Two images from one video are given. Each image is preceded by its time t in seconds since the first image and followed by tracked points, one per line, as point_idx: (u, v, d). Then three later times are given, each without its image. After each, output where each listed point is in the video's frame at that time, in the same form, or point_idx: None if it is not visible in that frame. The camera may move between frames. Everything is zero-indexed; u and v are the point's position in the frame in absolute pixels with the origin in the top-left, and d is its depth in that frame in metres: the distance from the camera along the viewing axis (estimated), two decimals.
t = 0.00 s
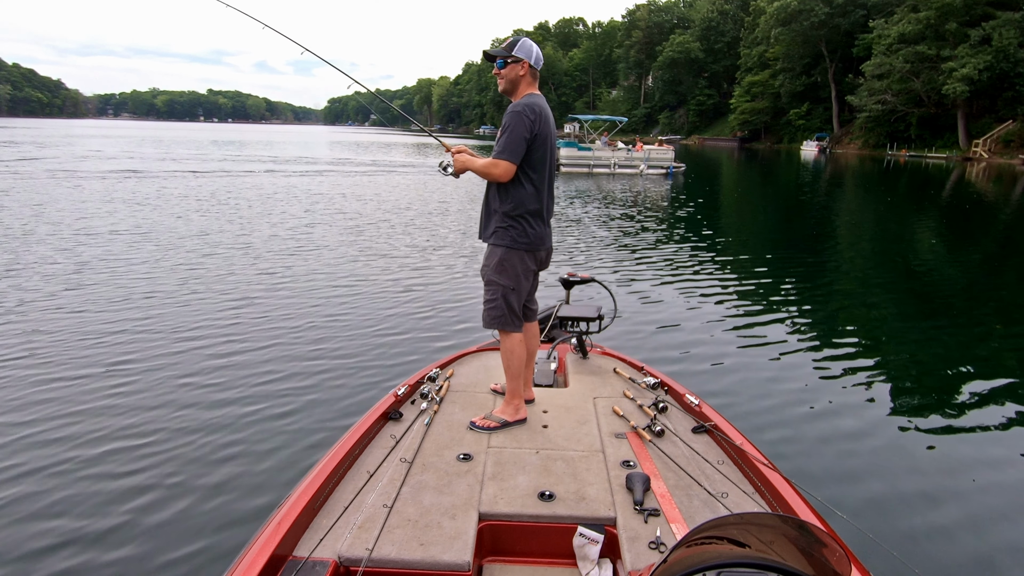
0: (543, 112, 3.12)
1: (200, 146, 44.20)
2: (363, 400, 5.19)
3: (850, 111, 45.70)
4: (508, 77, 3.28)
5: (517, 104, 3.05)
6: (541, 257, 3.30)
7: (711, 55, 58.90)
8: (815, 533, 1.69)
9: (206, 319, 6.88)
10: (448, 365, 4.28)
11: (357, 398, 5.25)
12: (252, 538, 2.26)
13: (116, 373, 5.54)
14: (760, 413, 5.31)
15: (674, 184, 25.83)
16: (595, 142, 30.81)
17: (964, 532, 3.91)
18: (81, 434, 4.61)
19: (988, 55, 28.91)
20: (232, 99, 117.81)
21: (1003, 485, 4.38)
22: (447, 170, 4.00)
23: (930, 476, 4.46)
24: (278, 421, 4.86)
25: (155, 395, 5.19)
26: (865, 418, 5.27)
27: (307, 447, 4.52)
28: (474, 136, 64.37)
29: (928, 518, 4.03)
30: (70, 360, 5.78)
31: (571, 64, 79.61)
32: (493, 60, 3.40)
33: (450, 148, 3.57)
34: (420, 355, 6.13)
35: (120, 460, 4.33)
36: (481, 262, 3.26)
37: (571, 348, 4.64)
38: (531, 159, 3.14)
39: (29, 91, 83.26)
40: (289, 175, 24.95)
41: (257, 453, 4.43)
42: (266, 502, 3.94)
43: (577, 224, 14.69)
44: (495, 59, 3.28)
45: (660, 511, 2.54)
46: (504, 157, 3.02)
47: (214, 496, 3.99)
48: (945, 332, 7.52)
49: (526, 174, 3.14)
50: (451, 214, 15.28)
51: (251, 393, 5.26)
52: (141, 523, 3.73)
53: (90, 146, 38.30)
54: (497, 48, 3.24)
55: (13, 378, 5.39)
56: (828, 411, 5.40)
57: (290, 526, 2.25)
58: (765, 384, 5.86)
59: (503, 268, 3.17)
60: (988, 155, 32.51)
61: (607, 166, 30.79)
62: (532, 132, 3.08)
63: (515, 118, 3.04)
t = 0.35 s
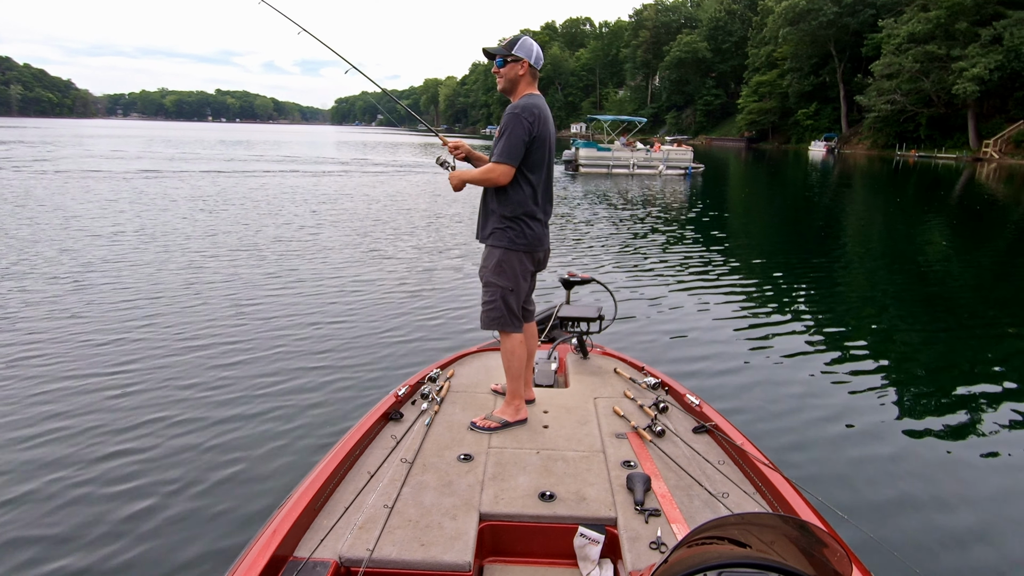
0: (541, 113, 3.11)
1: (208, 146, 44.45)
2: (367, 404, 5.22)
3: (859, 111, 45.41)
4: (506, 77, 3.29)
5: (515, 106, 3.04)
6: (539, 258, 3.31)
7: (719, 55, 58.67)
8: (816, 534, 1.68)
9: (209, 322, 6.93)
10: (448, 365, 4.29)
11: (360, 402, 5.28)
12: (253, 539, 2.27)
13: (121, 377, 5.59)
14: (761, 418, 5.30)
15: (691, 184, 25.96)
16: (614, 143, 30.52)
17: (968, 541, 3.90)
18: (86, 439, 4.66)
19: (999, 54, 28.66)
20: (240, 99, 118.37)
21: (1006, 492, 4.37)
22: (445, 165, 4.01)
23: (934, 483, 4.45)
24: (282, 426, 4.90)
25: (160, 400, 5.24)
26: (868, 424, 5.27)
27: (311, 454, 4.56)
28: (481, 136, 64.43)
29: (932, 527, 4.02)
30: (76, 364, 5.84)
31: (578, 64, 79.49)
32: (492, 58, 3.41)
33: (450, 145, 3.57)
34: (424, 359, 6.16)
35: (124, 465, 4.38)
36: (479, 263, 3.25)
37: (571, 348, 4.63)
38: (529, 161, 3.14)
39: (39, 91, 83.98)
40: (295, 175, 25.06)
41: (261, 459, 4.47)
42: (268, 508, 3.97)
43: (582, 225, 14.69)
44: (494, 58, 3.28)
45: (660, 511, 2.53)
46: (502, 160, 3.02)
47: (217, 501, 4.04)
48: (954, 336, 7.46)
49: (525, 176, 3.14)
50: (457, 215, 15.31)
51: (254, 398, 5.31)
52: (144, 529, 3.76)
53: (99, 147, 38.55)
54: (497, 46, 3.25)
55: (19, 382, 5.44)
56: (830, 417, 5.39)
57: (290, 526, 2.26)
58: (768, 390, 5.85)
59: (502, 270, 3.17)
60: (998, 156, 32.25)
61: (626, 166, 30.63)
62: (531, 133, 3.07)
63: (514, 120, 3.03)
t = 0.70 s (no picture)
0: (539, 114, 3.09)
1: (215, 145, 44.62)
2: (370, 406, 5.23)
3: (868, 111, 45.15)
4: (504, 75, 3.29)
5: (512, 106, 3.03)
6: (536, 260, 3.30)
7: (727, 55, 58.43)
8: (816, 533, 1.67)
9: (214, 323, 6.96)
10: (449, 365, 4.29)
11: (364, 404, 5.29)
12: (254, 538, 2.27)
13: (126, 378, 5.63)
14: (764, 422, 5.27)
15: (712, 185, 25.84)
16: (634, 143, 30.39)
17: (975, 545, 3.88)
18: (88, 440, 4.68)
19: (1010, 55, 28.42)
20: (248, 98, 118.96)
21: (1012, 495, 4.34)
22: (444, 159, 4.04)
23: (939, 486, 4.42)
24: (284, 428, 4.91)
25: (161, 401, 5.25)
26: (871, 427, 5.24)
27: (313, 456, 4.57)
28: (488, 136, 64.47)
29: (938, 532, 3.99)
30: (79, 365, 5.87)
31: (585, 65, 79.39)
32: (491, 57, 3.40)
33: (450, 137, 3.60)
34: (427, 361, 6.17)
35: (126, 466, 4.40)
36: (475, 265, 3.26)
37: (571, 348, 4.61)
38: (526, 162, 3.13)
39: (49, 91, 84.77)
40: (302, 175, 25.13)
41: (263, 461, 4.48)
42: (268, 510, 3.98)
43: (587, 226, 14.64)
44: (493, 57, 3.28)
45: (661, 510, 2.53)
46: (498, 162, 3.01)
47: (218, 502, 4.05)
48: (964, 341, 7.39)
49: (522, 177, 3.14)
50: (463, 216, 15.32)
51: (256, 400, 5.32)
52: (148, 530, 3.78)
53: (109, 146, 38.88)
54: (495, 45, 3.25)
55: (22, 383, 5.47)
56: (834, 422, 5.36)
57: (290, 526, 2.26)
58: (770, 394, 5.82)
59: (497, 272, 3.17)
60: (1009, 157, 32.00)
61: (645, 167, 30.52)
62: (528, 135, 3.06)
63: (511, 120, 3.02)
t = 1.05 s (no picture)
0: (536, 114, 3.08)
1: (222, 145, 44.84)
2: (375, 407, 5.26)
3: (876, 113, 44.92)
4: (501, 75, 3.29)
5: (508, 106, 3.02)
6: (533, 261, 3.30)
7: (734, 56, 58.27)
8: (817, 533, 1.65)
9: (220, 325, 7.00)
10: (449, 365, 4.29)
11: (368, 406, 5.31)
12: (254, 538, 2.28)
13: (132, 380, 5.66)
14: (768, 426, 5.24)
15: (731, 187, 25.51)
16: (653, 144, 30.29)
17: (980, 550, 3.86)
18: (90, 443, 4.69)
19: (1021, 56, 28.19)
20: (255, 98, 119.48)
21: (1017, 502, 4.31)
22: (438, 152, 4.05)
23: (943, 493, 4.39)
24: (285, 430, 4.91)
25: (164, 404, 5.27)
26: (876, 433, 5.21)
27: (314, 460, 4.56)
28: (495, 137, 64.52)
29: (943, 536, 3.98)
30: (82, 367, 5.89)
31: (592, 65, 79.36)
32: (486, 56, 3.41)
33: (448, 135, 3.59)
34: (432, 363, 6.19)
35: (127, 468, 4.41)
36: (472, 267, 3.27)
37: (572, 347, 4.61)
38: (523, 163, 3.12)
39: (59, 91, 85.40)
40: (308, 175, 25.20)
41: (264, 464, 4.48)
42: (270, 513, 3.98)
43: (591, 228, 14.58)
44: (488, 56, 3.28)
45: (661, 510, 2.52)
46: (493, 163, 3.01)
47: (218, 505, 4.05)
48: (972, 344, 7.34)
49: (518, 177, 3.13)
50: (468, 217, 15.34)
51: (258, 402, 5.33)
52: (154, 531, 3.81)
53: (117, 146, 39.14)
54: (490, 44, 3.25)
55: (29, 384, 5.50)
56: (837, 426, 5.33)
57: (290, 526, 2.26)
58: (773, 399, 5.78)
59: (493, 274, 3.18)
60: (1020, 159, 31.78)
61: (663, 168, 30.39)
62: (524, 135, 3.05)
63: (506, 121, 3.01)
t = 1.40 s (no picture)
0: (533, 114, 3.08)
1: (230, 146, 45.12)
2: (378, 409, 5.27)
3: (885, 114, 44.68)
4: (497, 75, 3.29)
5: (506, 106, 3.01)
6: (531, 263, 3.30)
7: (741, 57, 58.07)
8: (815, 532, 1.65)
9: (225, 326, 7.04)
10: (448, 365, 4.29)
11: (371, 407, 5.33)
12: (253, 536, 2.29)
13: (136, 380, 5.68)
14: (771, 430, 5.22)
15: (742, 189, 25.40)
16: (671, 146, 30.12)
17: (985, 556, 3.84)
18: (90, 443, 4.69)
19: None
20: (263, 99, 120.01)
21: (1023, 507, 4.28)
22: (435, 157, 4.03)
23: (947, 498, 4.37)
24: (285, 432, 4.90)
25: (164, 405, 5.26)
26: (878, 437, 5.19)
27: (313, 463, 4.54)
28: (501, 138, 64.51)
29: (948, 541, 3.96)
30: (83, 368, 5.91)
31: (598, 66, 79.32)
32: (482, 56, 3.40)
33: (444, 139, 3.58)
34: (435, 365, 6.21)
35: (126, 469, 4.41)
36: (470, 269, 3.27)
37: (571, 347, 4.60)
38: (519, 164, 3.11)
39: (69, 91, 85.93)
40: (315, 176, 25.23)
41: (264, 467, 4.47)
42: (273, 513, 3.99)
43: (596, 231, 14.52)
44: (484, 56, 3.28)
45: (660, 510, 2.51)
46: (490, 163, 3.00)
47: (218, 505, 4.05)
48: (983, 350, 7.27)
49: (514, 178, 3.12)
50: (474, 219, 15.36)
51: (260, 405, 5.32)
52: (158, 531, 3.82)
53: (125, 146, 39.36)
54: (486, 44, 3.24)
55: (35, 383, 5.53)
56: (841, 431, 5.30)
57: (289, 525, 2.27)
58: (777, 403, 5.73)
59: (491, 276, 3.18)
60: None
61: (682, 170, 30.18)
62: (521, 135, 3.05)
63: (503, 121, 3.01)
